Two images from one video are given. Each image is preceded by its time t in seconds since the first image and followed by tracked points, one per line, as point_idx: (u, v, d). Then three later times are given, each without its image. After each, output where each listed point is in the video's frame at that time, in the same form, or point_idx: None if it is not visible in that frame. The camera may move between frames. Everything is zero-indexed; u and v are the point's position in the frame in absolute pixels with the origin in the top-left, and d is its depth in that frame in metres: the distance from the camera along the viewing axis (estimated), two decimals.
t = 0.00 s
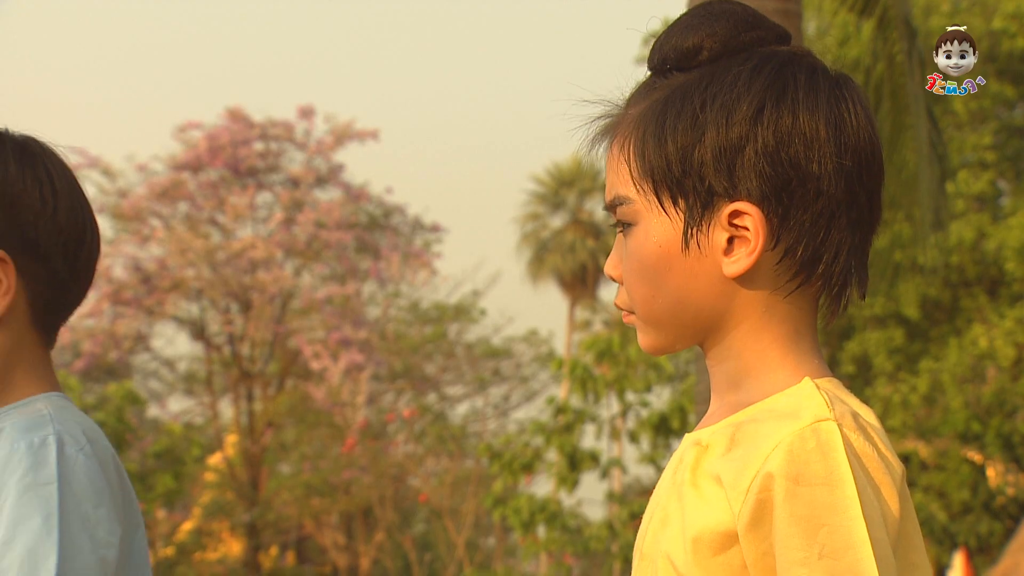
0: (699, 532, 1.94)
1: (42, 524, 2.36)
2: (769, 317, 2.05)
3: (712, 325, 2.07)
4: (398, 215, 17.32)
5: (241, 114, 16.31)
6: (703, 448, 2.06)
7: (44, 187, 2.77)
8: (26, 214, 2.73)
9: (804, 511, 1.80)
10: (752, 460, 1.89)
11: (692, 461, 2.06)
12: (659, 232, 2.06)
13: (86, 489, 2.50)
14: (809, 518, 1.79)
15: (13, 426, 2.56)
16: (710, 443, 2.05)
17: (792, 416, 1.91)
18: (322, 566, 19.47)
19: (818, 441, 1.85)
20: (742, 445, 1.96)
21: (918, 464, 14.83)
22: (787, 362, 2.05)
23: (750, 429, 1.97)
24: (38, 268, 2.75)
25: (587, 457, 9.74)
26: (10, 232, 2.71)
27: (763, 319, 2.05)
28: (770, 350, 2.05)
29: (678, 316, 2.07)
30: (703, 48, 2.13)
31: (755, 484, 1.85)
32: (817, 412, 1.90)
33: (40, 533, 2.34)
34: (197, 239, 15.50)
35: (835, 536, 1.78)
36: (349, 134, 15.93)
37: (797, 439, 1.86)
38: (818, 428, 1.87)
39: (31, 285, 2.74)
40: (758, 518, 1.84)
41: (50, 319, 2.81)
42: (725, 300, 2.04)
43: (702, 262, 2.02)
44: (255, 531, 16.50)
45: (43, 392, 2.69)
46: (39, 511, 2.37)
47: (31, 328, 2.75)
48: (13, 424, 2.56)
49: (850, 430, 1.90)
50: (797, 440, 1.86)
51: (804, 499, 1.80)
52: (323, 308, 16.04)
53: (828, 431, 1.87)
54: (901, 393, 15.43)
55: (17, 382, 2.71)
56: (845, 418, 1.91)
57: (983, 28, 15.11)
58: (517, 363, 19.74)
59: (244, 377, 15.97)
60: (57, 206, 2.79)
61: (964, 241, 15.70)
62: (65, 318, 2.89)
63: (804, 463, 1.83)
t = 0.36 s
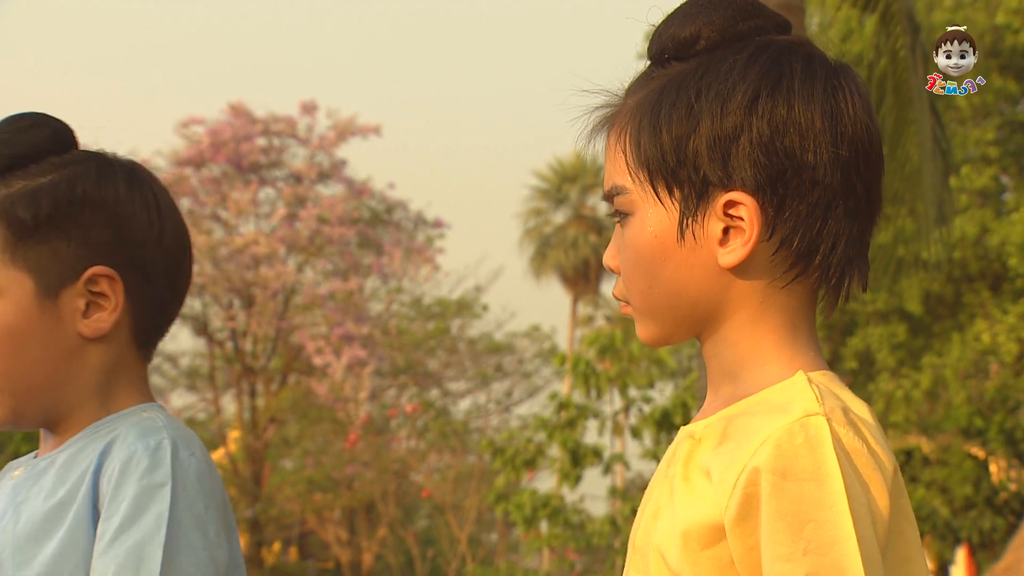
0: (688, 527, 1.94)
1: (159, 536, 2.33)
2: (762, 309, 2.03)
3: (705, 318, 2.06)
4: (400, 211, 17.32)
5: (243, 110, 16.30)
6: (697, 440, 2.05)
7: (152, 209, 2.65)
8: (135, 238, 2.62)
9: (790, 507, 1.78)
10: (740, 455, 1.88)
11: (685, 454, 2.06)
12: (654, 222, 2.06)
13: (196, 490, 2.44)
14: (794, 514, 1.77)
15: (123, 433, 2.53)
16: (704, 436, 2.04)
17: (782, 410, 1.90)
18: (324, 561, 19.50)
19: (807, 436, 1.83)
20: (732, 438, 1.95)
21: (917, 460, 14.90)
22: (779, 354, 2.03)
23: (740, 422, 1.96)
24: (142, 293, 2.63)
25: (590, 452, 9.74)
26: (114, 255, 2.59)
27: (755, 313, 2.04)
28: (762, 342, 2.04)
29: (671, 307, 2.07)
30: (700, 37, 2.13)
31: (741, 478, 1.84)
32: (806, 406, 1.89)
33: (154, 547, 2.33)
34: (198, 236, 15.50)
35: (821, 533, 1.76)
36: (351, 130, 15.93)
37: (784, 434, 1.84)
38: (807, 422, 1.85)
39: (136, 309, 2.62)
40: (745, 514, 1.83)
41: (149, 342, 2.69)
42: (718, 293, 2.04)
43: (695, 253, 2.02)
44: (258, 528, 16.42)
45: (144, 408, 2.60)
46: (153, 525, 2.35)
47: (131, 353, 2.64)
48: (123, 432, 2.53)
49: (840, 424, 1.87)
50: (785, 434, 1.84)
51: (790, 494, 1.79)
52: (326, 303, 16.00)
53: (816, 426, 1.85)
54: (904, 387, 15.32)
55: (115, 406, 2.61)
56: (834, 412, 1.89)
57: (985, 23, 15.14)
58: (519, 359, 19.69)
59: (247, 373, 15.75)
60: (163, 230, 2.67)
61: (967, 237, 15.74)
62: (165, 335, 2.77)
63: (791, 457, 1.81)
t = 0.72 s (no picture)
0: (671, 515, 1.94)
1: (307, 542, 2.47)
2: (741, 296, 2.04)
3: (684, 303, 2.07)
4: (399, 199, 17.41)
5: (241, 98, 16.43)
6: (683, 429, 2.05)
7: (300, 213, 2.89)
8: (282, 239, 2.86)
9: (768, 498, 1.79)
10: (725, 442, 1.89)
11: (671, 442, 2.06)
12: (631, 206, 2.09)
13: (350, 501, 2.57)
14: (773, 504, 1.78)
15: (273, 443, 2.68)
16: (690, 425, 2.04)
17: (763, 399, 1.91)
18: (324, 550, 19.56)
19: (787, 425, 1.84)
20: (715, 427, 1.96)
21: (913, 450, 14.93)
22: (763, 341, 2.03)
23: (725, 410, 1.96)
24: (288, 293, 2.85)
25: (588, 442, 9.73)
26: (264, 254, 2.82)
27: (732, 303, 2.05)
28: (746, 333, 2.04)
29: (649, 291, 2.08)
30: (677, 25, 2.16)
31: (722, 469, 1.85)
32: (787, 395, 1.89)
33: (314, 552, 2.46)
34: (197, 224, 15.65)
35: (802, 522, 1.77)
36: (350, 118, 15.94)
37: (765, 423, 1.85)
38: (788, 412, 1.86)
39: (281, 310, 2.83)
40: (726, 502, 1.84)
41: (292, 343, 2.89)
42: (695, 281, 2.05)
43: (668, 239, 2.05)
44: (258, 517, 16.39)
45: (289, 411, 2.79)
46: (300, 530, 2.49)
47: (276, 352, 2.84)
48: (271, 443, 2.68)
49: (824, 415, 1.87)
50: (765, 424, 1.85)
51: (770, 484, 1.79)
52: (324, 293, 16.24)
53: (797, 415, 1.86)
54: (904, 376, 15.35)
55: (261, 405, 2.80)
56: (817, 401, 1.89)
57: (983, 12, 15.21)
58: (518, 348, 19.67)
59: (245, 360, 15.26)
60: (308, 233, 2.89)
61: (967, 225, 15.70)
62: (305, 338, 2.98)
63: (772, 449, 1.82)
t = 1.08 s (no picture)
0: (641, 492, 1.67)
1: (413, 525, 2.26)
2: (697, 269, 1.76)
3: (643, 273, 1.80)
4: (396, 173, 17.36)
5: (237, 72, 16.55)
6: (654, 406, 1.77)
7: (371, 197, 2.67)
8: (356, 224, 2.64)
9: (727, 476, 1.55)
10: (683, 424, 1.64)
11: (644, 422, 1.78)
12: (583, 178, 1.85)
13: (444, 481, 2.38)
14: (730, 484, 1.54)
15: (358, 421, 2.44)
16: (664, 400, 1.76)
17: (723, 379, 1.64)
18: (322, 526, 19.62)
19: (742, 403, 1.59)
20: (679, 407, 1.69)
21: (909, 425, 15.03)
22: (737, 315, 1.74)
23: (686, 390, 1.70)
24: (363, 277, 2.63)
25: (585, 416, 9.75)
26: (338, 239, 2.61)
27: (691, 274, 1.76)
28: (714, 304, 1.76)
29: (610, 259, 1.81)
30: None
31: (678, 449, 1.61)
32: (743, 370, 1.63)
33: (425, 529, 2.26)
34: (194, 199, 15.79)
35: (760, 497, 1.52)
36: (346, 92, 15.89)
37: (720, 405, 1.60)
38: (744, 392, 1.60)
39: (357, 295, 2.61)
40: (681, 485, 1.60)
41: (364, 328, 2.66)
42: (647, 255, 1.78)
43: (611, 215, 1.79)
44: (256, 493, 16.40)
45: (368, 393, 2.55)
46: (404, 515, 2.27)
47: (351, 336, 2.62)
48: (357, 421, 2.44)
49: (782, 388, 1.61)
50: (720, 405, 1.59)
51: (728, 464, 1.55)
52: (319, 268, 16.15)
53: (750, 398, 1.59)
54: (900, 350, 15.45)
55: (338, 389, 2.57)
56: (775, 384, 1.61)
57: None
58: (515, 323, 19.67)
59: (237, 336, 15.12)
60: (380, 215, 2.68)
61: (963, 199, 15.67)
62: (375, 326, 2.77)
63: (730, 425, 1.57)
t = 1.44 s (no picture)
0: (597, 491, 1.66)
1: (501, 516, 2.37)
2: (660, 259, 1.75)
3: (614, 268, 1.79)
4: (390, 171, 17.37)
5: (232, 70, 16.38)
6: (617, 403, 1.77)
7: (427, 200, 2.81)
8: (411, 226, 2.77)
9: (663, 474, 1.55)
10: (631, 419, 1.64)
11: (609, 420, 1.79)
12: (554, 176, 1.86)
13: (517, 468, 2.51)
14: (666, 481, 1.55)
15: (426, 418, 2.55)
16: (626, 396, 1.74)
17: (671, 372, 1.65)
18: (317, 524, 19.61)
19: (685, 397, 1.58)
20: (632, 402, 1.69)
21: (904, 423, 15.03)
22: (703, 304, 1.74)
23: (640, 386, 1.70)
24: (418, 279, 2.76)
25: (580, 414, 9.73)
26: (397, 241, 2.73)
27: (655, 265, 1.76)
28: (680, 292, 1.75)
29: (583, 253, 1.81)
30: None
31: (622, 446, 1.62)
32: (686, 364, 1.62)
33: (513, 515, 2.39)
34: (189, 197, 15.80)
35: (693, 497, 1.52)
36: (341, 91, 15.89)
37: (662, 400, 1.59)
38: (685, 384, 1.59)
39: (413, 296, 2.74)
40: (625, 483, 1.60)
41: (414, 327, 2.78)
42: (615, 249, 1.77)
43: (579, 211, 1.78)
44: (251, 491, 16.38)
45: (425, 389, 2.69)
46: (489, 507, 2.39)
47: (407, 332, 2.74)
48: (424, 419, 2.55)
49: (722, 381, 1.60)
50: (661, 399, 1.59)
51: (663, 460, 1.56)
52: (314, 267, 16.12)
53: (693, 389, 1.58)
54: (894, 349, 15.45)
55: (391, 386, 2.69)
56: (720, 375, 1.60)
57: None
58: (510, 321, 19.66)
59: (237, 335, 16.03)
60: (434, 220, 2.81)
61: (958, 198, 15.71)
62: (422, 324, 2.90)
63: (669, 420, 1.57)
